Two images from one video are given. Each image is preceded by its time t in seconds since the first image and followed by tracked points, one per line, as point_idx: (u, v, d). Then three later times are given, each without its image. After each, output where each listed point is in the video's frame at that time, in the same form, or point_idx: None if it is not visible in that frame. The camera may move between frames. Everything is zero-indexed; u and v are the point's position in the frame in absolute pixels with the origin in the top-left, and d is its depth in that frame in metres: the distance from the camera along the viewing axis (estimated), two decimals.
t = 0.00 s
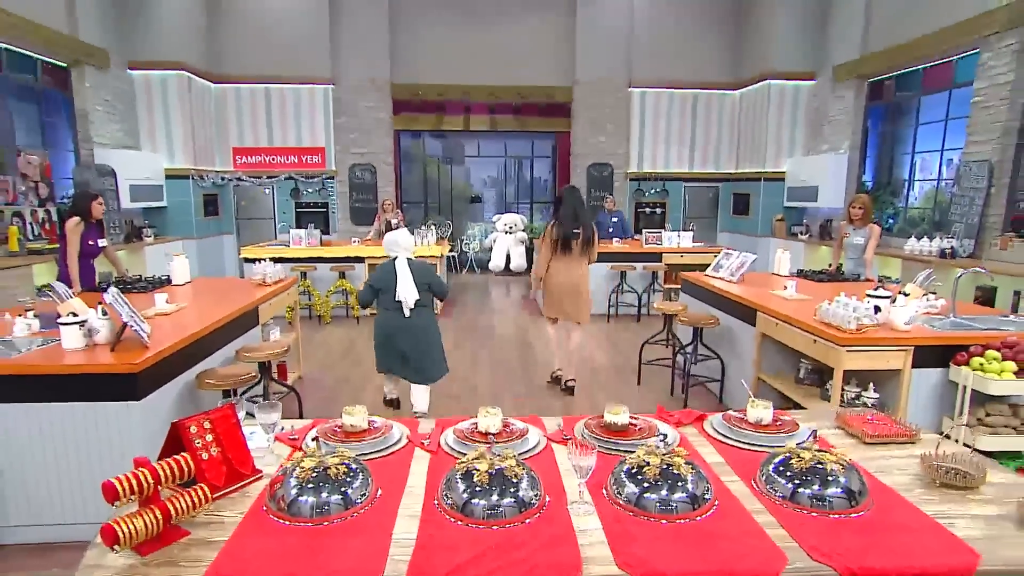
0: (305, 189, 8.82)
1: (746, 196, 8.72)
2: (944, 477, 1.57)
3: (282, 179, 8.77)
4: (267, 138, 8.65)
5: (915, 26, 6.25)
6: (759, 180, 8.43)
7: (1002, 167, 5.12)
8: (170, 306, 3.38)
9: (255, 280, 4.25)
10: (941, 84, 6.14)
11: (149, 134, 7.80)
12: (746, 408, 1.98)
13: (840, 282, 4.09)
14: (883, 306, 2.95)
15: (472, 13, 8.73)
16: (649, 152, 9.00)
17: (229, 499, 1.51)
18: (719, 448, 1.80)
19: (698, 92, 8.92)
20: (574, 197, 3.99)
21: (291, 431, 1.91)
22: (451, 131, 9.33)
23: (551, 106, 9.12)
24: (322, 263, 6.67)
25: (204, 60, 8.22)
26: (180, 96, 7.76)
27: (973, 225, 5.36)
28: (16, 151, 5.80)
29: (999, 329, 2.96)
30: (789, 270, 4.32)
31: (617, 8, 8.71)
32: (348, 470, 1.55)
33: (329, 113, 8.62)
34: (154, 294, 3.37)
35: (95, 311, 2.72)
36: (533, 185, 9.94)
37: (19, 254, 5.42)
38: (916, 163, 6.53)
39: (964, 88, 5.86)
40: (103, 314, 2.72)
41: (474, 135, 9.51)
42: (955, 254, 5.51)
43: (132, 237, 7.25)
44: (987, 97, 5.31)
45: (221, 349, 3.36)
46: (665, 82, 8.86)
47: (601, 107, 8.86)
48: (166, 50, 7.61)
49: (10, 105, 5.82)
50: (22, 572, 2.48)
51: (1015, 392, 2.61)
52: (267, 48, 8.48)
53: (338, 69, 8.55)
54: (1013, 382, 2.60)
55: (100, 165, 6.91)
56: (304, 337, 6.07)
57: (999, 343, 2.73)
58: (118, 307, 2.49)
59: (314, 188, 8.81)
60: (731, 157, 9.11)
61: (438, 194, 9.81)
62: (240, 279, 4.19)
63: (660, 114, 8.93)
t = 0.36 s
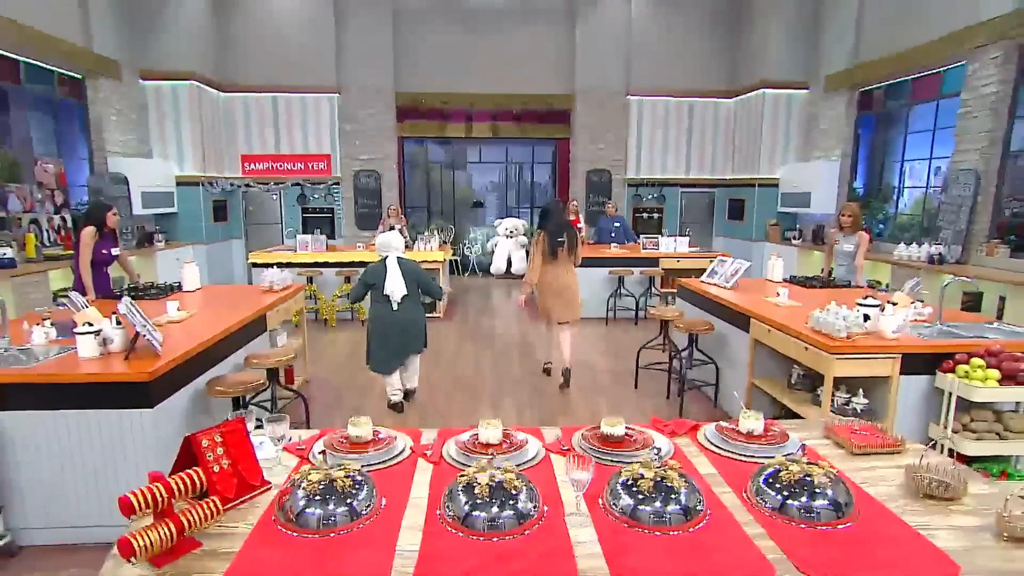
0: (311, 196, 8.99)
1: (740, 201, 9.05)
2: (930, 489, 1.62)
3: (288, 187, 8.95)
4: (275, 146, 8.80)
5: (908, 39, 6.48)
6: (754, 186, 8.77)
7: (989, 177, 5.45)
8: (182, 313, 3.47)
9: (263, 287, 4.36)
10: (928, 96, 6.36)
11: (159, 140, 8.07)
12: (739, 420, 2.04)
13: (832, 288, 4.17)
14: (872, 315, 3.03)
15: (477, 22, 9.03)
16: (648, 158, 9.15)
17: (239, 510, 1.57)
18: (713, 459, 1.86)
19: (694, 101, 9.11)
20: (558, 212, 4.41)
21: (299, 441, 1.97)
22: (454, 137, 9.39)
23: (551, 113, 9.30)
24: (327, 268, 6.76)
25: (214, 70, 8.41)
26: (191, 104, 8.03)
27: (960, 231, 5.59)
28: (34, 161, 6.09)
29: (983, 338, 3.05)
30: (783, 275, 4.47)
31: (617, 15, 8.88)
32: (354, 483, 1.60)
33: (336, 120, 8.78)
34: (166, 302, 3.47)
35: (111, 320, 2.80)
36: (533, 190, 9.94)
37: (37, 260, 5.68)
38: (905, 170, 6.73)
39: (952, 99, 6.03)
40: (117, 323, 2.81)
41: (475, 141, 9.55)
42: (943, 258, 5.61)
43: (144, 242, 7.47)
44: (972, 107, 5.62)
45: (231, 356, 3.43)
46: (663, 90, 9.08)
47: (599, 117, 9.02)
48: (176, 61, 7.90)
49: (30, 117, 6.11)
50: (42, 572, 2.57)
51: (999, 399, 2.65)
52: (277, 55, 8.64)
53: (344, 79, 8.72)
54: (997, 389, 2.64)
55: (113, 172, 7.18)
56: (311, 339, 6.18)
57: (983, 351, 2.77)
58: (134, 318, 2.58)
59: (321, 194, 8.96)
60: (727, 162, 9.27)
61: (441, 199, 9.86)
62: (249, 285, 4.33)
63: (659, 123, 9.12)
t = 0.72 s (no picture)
0: (316, 199, 8.99)
1: (734, 205, 9.02)
2: (913, 500, 1.66)
3: (294, 190, 8.97)
4: (280, 151, 8.85)
5: (893, 47, 6.51)
6: (746, 190, 8.74)
7: (971, 186, 5.48)
8: (188, 319, 3.52)
9: (267, 292, 4.40)
10: (914, 104, 6.39)
11: (169, 148, 8.05)
12: (730, 429, 2.08)
13: (822, 293, 4.22)
14: (860, 321, 3.08)
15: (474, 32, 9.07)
16: (643, 162, 9.20)
17: (241, 522, 1.60)
18: (704, 469, 1.89)
19: (687, 108, 9.16)
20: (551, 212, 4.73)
21: (301, 451, 2.01)
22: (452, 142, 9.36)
23: (550, 119, 9.35)
24: (331, 271, 6.84)
25: (221, 79, 8.47)
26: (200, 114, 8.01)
27: (945, 235, 5.64)
28: (47, 168, 6.17)
29: (967, 343, 3.10)
30: (773, 280, 4.51)
31: (613, 22, 8.93)
32: (353, 495, 1.64)
33: (339, 125, 8.81)
34: (173, 307, 3.51)
35: (118, 328, 2.85)
36: (533, 194, 9.98)
37: (48, 263, 5.78)
38: (892, 176, 6.76)
39: (937, 108, 6.09)
40: (124, 331, 2.86)
41: (474, 146, 9.57)
42: (929, 263, 5.69)
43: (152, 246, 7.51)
44: (955, 116, 5.67)
45: (236, 361, 3.46)
46: (658, 97, 9.12)
47: (598, 121, 9.08)
48: (185, 69, 7.90)
49: (42, 125, 6.17)
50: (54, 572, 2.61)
51: (982, 405, 2.67)
52: (284, 61, 8.68)
53: (348, 84, 8.78)
54: (979, 395, 2.67)
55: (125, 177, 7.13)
56: (315, 340, 6.23)
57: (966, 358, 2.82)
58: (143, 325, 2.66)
59: (324, 198, 8.96)
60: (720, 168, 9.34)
61: (441, 202, 9.90)
62: (253, 290, 4.37)
63: (653, 130, 9.16)
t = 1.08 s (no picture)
0: (328, 198, 9.07)
1: (737, 204, 8.99)
2: (915, 510, 1.66)
3: (306, 189, 9.05)
4: (293, 149, 8.88)
5: (892, 47, 6.47)
6: (748, 190, 8.74)
7: (971, 186, 5.44)
8: (201, 317, 3.55)
9: (279, 290, 4.42)
10: (914, 105, 6.36)
11: (187, 149, 8.06)
12: (733, 434, 2.08)
13: (823, 293, 4.22)
14: (861, 323, 3.08)
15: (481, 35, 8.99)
16: (647, 161, 9.15)
17: (249, 528, 1.62)
18: (707, 475, 1.90)
19: (689, 108, 9.10)
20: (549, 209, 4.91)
21: (308, 454, 2.03)
22: (461, 142, 9.65)
23: (554, 119, 9.39)
24: (342, 267, 6.82)
25: (236, 80, 8.49)
26: (216, 117, 8.08)
27: (945, 235, 5.61)
28: (70, 169, 6.26)
29: (965, 345, 3.09)
30: (775, 280, 4.51)
31: (617, 23, 8.92)
32: (358, 502, 1.65)
33: (350, 127, 8.83)
34: (187, 306, 3.54)
35: (134, 327, 2.86)
36: (538, 191, 10.16)
37: (72, 262, 5.77)
38: (892, 176, 6.72)
39: (936, 109, 6.06)
40: (139, 330, 2.87)
41: (481, 145, 9.79)
42: (927, 262, 5.65)
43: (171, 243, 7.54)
44: (952, 118, 5.64)
45: (247, 359, 3.49)
46: (662, 97, 9.07)
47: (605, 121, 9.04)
48: (201, 71, 7.92)
49: (66, 127, 6.26)
50: (73, 565, 2.65)
51: (981, 408, 2.67)
52: (298, 62, 8.68)
53: (359, 89, 8.78)
54: (979, 399, 2.66)
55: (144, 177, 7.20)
56: (327, 336, 6.27)
57: (966, 361, 2.80)
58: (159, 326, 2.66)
59: (336, 197, 9.04)
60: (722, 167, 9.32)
61: (449, 199, 10.06)
62: (266, 288, 4.40)
63: (656, 132, 9.13)
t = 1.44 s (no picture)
0: (345, 194, 9.09)
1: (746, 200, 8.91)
2: (928, 521, 1.64)
3: (323, 185, 9.07)
4: (311, 146, 8.90)
5: (891, 47, 6.52)
6: (757, 186, 8.64)
7: (981, 184, 5.32)
8: (220, 314, 3.59)
9: (296, 286, 4.45)
10: (925, 104, 6.24)
11: (209, 147, 8.12)
12: (742, 439, 2.07)
13: (832, 291, 4.16)
14: (870, 324, 3.04)
15: (494, 35, 8.95)
16: (658, 157, 9.07)
17: (260, 530, 1.64)
18: (716, 482, 1.89)
19: (700, 105, 9.00)
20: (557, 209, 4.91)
21: (319, 454, 2.06)
22: (475, 139, 9.52)
23: (566, 117, 9.33)
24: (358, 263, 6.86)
25: (256, 79, 8.54)
26: (237, 117, 8.12)
27: (954, 233, 5.53)
28: (99, 167, 6.37)
29: (975, 347, 3.04)
30: (784, 278, 4.47)
31: (629, 21, 8.84)
32: (367, 507, 1.66)
33: (366, 126, 8.84)
34: (206, 303, 3.58)
35: (154, 324, 2.89)
36: (550, 188, 9.93)
37: (100, 258, 5.86)
38: (902, 173, 6.60)
39: (947, 107, 5.93)
40: (159, 328, 2.90)
41: (495, 142, 9.63)
42: (937, 260, 5.60)
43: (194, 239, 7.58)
44: (963, 116, 5.53)
45: (264, 356, 3.52)
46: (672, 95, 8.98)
47: (615, 120, 8.97)
48: (222, 72, 7.97)
49: (95, 128, 6.36)
50: (98, 554, 2.70)
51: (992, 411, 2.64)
52: (317, 60, 8.69)
53: (375, 88, 8.77)
54: (990, 401, 2.62)
55: (167, 176, 7.28)
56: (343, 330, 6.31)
57: (977, 362, 2.76)
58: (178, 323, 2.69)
59: (353, 193, 9.06)
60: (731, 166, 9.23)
61: (463, 196, 9.91)
62: (284, 285, 4.44)
63: (667, 132, 9.04)
